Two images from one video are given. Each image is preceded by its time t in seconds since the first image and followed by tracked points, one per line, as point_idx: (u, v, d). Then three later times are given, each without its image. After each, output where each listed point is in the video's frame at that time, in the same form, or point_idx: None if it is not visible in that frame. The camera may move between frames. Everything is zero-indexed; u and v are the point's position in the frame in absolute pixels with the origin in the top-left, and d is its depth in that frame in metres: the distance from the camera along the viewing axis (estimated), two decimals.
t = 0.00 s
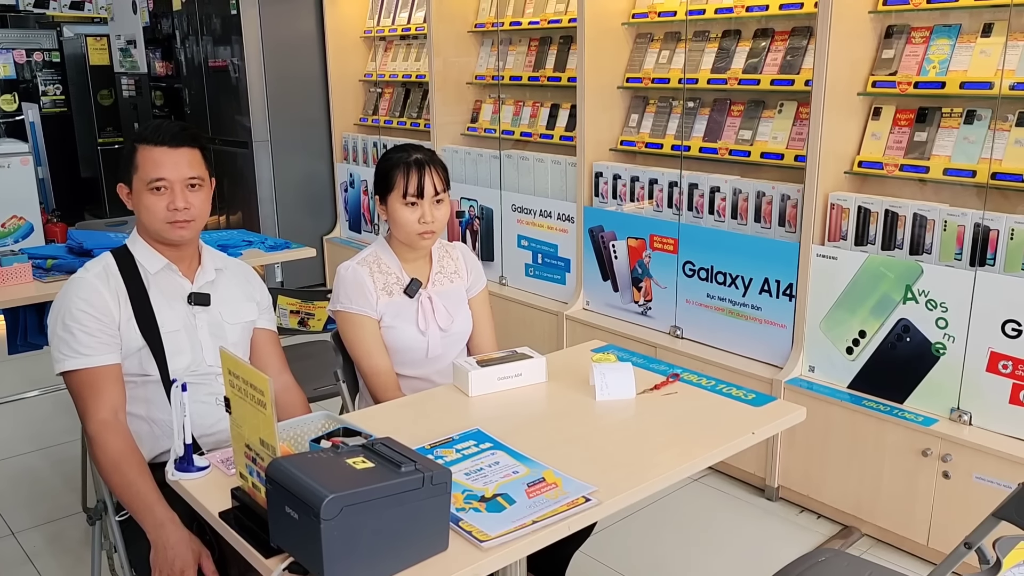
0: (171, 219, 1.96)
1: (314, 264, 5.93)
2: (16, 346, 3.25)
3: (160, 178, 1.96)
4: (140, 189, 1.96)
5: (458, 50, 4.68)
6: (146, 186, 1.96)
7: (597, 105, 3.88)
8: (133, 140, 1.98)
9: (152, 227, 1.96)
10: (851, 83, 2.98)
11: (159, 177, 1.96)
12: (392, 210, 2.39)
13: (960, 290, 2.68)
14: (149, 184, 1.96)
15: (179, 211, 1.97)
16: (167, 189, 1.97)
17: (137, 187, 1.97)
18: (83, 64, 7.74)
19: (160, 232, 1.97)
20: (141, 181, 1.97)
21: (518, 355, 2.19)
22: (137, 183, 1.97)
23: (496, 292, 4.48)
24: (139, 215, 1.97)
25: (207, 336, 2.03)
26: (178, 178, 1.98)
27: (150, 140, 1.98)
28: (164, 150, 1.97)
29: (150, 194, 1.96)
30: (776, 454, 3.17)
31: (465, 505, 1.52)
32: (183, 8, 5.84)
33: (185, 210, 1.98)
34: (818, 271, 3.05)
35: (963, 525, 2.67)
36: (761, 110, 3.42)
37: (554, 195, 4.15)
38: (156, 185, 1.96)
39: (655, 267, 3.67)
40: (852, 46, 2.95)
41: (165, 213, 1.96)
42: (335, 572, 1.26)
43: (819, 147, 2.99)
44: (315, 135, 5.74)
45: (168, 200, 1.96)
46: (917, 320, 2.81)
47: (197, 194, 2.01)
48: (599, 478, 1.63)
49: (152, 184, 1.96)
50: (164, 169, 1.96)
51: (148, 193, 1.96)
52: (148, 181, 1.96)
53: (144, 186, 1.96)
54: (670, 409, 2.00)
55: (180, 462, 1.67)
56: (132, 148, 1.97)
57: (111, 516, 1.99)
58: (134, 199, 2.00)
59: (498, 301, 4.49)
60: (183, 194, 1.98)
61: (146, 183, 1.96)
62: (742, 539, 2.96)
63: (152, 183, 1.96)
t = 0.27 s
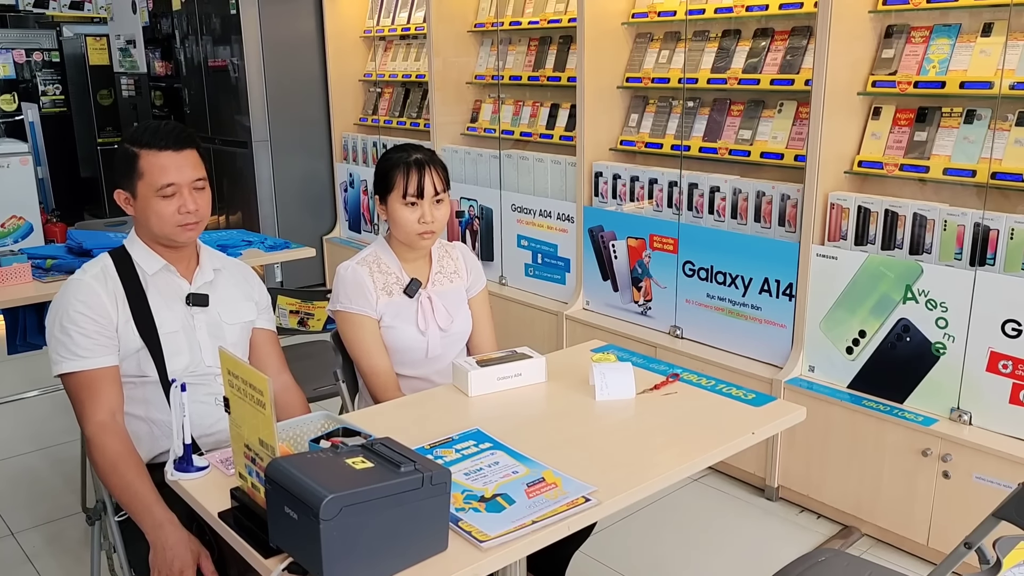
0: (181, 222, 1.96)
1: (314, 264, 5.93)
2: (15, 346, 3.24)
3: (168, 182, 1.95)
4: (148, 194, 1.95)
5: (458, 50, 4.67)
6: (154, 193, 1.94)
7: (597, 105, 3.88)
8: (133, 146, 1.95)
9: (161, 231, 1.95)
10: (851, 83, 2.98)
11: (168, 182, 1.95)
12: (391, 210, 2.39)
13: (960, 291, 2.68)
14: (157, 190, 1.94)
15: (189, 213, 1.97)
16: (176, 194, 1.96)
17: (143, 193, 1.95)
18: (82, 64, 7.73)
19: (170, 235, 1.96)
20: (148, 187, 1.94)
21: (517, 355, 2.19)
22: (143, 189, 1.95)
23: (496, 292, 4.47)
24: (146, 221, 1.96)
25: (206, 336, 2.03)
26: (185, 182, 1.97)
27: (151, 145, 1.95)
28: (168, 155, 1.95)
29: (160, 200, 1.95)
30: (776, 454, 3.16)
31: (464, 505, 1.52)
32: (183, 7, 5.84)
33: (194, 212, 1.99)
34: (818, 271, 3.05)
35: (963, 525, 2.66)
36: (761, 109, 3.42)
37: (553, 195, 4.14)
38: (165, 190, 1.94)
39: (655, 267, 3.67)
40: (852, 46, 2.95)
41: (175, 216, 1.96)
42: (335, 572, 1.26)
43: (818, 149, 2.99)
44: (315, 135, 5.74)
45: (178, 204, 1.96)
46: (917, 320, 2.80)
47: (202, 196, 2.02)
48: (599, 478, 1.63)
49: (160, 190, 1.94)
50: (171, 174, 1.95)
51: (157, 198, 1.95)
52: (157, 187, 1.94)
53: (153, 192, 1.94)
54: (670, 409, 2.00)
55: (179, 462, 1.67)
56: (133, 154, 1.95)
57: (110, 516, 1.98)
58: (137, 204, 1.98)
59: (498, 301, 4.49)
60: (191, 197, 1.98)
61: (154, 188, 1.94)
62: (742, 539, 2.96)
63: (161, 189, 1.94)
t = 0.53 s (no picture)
0: (184, 220, 1.97)
1: (314, 264, 5.93)
2: (16, 347, 3.25)
3: (171, 181, 1.96)
4: (150, 193, 1.95)
5: (458, 51, 4.67)
6: (157, 192, 1.95)
7: (597, 105, 3.88)
8: (132, 147, 1.96)
9: (163, 229, 1.95)
10: (852, 83, 2.98)
11: (169, 181, 1.95)
12: (392, 211, 2.39)
13: (960, 291, 2.68)
14: (160, 189, 1.95)
15: (192, 211, 1.98)
16: (178, 192, 1.97)
17: (145, 193, 1.95)
18: (83, 64, 7.75)
19: (173, 234, 1.96)
20: (150, 187, 1.95)
21: (518, 356, 2.19)
22: (144, 189, 1.95)
23: (496, 293, 4.48)
24: (149, 221, 1.96)
25: (207, 337, 2.03)
26: (186, 180, 1.98)
27: (151, 146, 1.97)
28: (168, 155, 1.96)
29: (163, 199, 1.95)
30: (776, 454, 3.16)
31: (465, 506, 1.52)
32: (183, 8, 5.85)
33: (197, 211, 1.99)
34: (819, 272, 3.05)
35: (963, 525, 2.66)
36: (761, 110, 3.42)
37: (554, 196, 4.14)
38: (167, 189, 1.95)
39: (655, 267, 3.67)
40: (852, 47, 2.95)
41: (178, 215, 1.96)
42: (335, 572, 1.26)
43: (818, 149, 2.99)
44: (315, 136, 5.74)
45: (180, 203, 1.97)
46: (917, 320, 2.80)
47: (203, 195, 2.03)
48: (599, 478, 1.63)
49: (163, 189, 1.95)
50: (173, 173, 1.96)
51: (159, 198, 1.95)
52: (159, 186, 1.95)
53: (155, 191, 1.95)
54: (671, 409, 2.00)
55: (179, 463, 1.67)
56: (133, 155, 1.95)
57: (110, 518, 1.98)
58: (137, 205, 1.98)
59: (498, 301, 4.49)
60: (193, 195, 1.99)
61: (156, 188, 1.95)
62: (742, 539, 2.96)
63: (163, 188, 1.95)
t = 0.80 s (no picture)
0: (185, 220, 1.97)
1: (314, 265, 5.93)
2: (16, 347, 3.25)
3: (171, 180, 1.96)
4: (150, 193, 1.95)
5: (458, 51, 4.67)
6: (157, 191, 1.95)
7: (597, 106, 3.88)
8: (133, 147, 1.96)
9: (163, 229, 1.95)
10: (851, 84, 2.98)
11: (170, 180, 1.95)
12: (392, 211, 2.39)
13: (961, 291, 2.68)
14: (160, 188, 1.95)
15: (192, 211, 1.98)
16: (179, 192, 1.97)
17: (146, 192, 1.95)
18: (84, 65, 7.76)
19: (174, 234, 1.96)
20: (150, 186, 1.95)
21: (518, 356, 2.19)
22: (145, 188, 1.95)
23: (496, 293, 4.48)
24: (149, 220, 1.95)
25: (206, 337, 2.03)
26: (187, 180, 1.98)
27: (152, 145, 1.97)
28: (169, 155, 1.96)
29: (163, 198, 1.95)
30: (776, 454, 3.16)
31: (465, 506, 1.51)
32: (184, 9, 5.85)
33: (197, 210, 1.99)
34: (819, 272, 3.05)
35: (963, 525, 2.66)
36: (761, 110, 3.42)
37: (554, 196, 4.14)
38: (168, 188, 1.95)
39: (655, 267, 3.67)
40: (852, 47, 2.95)
41: (179, 215, 1.96)
42: (335, 573, 1.26)
43: (818, 150, 2.99)
44: (316, 136, 5.74)
45: (181, 202, 1.97)
46: (917, 320, 2.80)
47: (203, 194, 2.03)
48: (599, 479, 1.63)
49: (163, 189, 1.95)
50: (173, 172, 1.96)
51: (159, 197, 1.95)
52: (160, 185, 1.95)
53: (155, 191, 1.95)
54: (670, 410, 2.00)
55: (179, 463, 1.67)
56: (134, 155, 1.95)
57: (110, 518, 1.98)
58: (138, 204, 1.98)
59: (498, 302, 4.49)
60: (194, 194, 1.99)
61: (156, 187, 1.95)
62: (742, 539, 2.96)
63: (164, 187, 1.95)
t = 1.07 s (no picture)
0: (185, 220, 1.97)
1: (314, 265, 5.93)
2: (16, 348, 3.25)
3: (172, 181, 1.96)
4: (151, 193, 1.95)
5: (458, 52, 4.67)
6: (158, 192, 1.95)
7: (597, 106, 3.88)
8: (134, 147, 1.96)
9: (163, 229, 1.95)
10: (851, 84, 2.98)
11: (171, 181, 1.96)
12: (392, 212, 2.39)
13: (960, 292, 2.68)
14: (161, 188, 1.95)
15: (192, 211, 1.98)
16: (180, 192, 1.97)
17: (146, 192, 1.95)
18: (84, 65, 7.76)
19: (173, 235, 1.96)
20: (150, 186, 1.95)
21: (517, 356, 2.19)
22: (146, 189, 1.95)
23: (496, 293, 4.48)
24: (150, 221, 1.95)
25: (206, 338, 2.03)
26: (187, 180, 1.98)
27: (153, 146, 1.97)
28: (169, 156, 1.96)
29: (164, 198, 1.95)
30: (776, 455, 3.16)
31: (464, 507, 1.52)
32: (184, 9, 5.85)
33: (197, 211, 1.99)
34: (818, 272, 3.05)
35: (963, 525, 2.66)
36: (761, 110, 3.42)
37: (554, 196, 4.14)
38: (169, 189, 1.95)
39: (655, 268, 3.67)
40: (851, 48, 2.95)
41: (179, 215, 1.96)
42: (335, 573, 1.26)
43: (818, 151, 2.99)
44: (315, 137, 5.75)
45: (182, 202, 1.97)
46: (917, 321, 2.81)
47: (203, 195, 2.03)
48: (598, 479, 1.63)
49: (164, 189, 1.95)
50: (174, 173, 1.96)
51: (160, 197, 1.95)
52: (160, 186, 1.95)
53: (156, 191, 1.95)
54: (670, 410, 2.00)
55: (179, 463, 1.67)
56: (134, 155, 1.95)
57: (110, 518, 1.98)
58: (139, 205, 1.98)
59: (498, 302, 4.49)
60: (195, 195, 1.99)
61: (157, 188, 1.95)
62: (742, 540, 2.96)
63: (164, 188, 1.95)
